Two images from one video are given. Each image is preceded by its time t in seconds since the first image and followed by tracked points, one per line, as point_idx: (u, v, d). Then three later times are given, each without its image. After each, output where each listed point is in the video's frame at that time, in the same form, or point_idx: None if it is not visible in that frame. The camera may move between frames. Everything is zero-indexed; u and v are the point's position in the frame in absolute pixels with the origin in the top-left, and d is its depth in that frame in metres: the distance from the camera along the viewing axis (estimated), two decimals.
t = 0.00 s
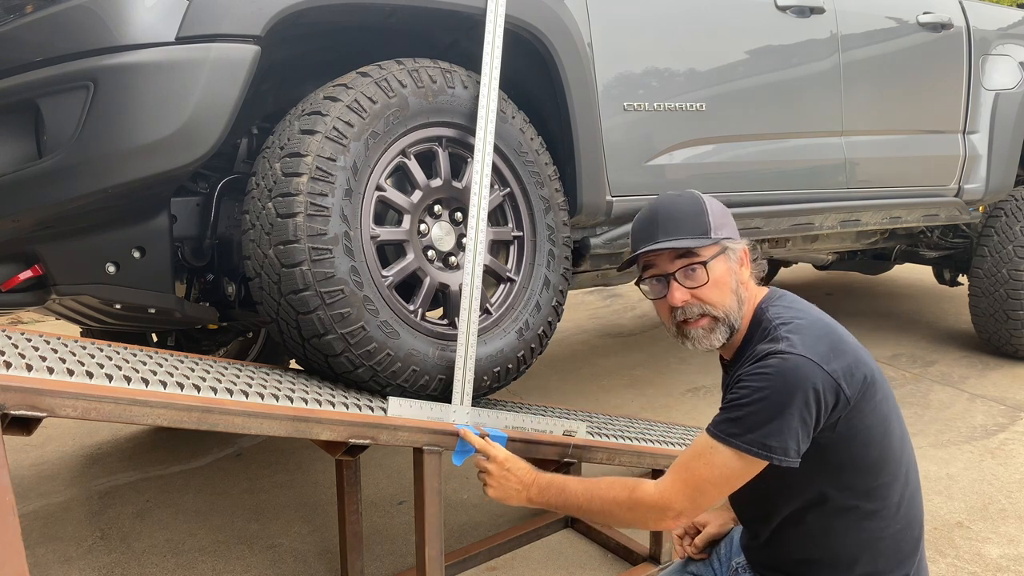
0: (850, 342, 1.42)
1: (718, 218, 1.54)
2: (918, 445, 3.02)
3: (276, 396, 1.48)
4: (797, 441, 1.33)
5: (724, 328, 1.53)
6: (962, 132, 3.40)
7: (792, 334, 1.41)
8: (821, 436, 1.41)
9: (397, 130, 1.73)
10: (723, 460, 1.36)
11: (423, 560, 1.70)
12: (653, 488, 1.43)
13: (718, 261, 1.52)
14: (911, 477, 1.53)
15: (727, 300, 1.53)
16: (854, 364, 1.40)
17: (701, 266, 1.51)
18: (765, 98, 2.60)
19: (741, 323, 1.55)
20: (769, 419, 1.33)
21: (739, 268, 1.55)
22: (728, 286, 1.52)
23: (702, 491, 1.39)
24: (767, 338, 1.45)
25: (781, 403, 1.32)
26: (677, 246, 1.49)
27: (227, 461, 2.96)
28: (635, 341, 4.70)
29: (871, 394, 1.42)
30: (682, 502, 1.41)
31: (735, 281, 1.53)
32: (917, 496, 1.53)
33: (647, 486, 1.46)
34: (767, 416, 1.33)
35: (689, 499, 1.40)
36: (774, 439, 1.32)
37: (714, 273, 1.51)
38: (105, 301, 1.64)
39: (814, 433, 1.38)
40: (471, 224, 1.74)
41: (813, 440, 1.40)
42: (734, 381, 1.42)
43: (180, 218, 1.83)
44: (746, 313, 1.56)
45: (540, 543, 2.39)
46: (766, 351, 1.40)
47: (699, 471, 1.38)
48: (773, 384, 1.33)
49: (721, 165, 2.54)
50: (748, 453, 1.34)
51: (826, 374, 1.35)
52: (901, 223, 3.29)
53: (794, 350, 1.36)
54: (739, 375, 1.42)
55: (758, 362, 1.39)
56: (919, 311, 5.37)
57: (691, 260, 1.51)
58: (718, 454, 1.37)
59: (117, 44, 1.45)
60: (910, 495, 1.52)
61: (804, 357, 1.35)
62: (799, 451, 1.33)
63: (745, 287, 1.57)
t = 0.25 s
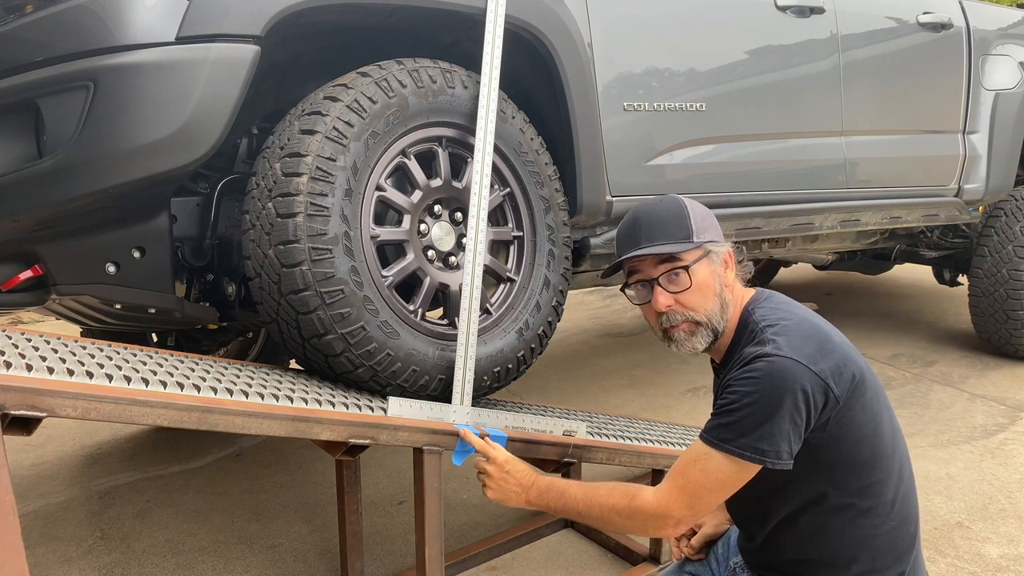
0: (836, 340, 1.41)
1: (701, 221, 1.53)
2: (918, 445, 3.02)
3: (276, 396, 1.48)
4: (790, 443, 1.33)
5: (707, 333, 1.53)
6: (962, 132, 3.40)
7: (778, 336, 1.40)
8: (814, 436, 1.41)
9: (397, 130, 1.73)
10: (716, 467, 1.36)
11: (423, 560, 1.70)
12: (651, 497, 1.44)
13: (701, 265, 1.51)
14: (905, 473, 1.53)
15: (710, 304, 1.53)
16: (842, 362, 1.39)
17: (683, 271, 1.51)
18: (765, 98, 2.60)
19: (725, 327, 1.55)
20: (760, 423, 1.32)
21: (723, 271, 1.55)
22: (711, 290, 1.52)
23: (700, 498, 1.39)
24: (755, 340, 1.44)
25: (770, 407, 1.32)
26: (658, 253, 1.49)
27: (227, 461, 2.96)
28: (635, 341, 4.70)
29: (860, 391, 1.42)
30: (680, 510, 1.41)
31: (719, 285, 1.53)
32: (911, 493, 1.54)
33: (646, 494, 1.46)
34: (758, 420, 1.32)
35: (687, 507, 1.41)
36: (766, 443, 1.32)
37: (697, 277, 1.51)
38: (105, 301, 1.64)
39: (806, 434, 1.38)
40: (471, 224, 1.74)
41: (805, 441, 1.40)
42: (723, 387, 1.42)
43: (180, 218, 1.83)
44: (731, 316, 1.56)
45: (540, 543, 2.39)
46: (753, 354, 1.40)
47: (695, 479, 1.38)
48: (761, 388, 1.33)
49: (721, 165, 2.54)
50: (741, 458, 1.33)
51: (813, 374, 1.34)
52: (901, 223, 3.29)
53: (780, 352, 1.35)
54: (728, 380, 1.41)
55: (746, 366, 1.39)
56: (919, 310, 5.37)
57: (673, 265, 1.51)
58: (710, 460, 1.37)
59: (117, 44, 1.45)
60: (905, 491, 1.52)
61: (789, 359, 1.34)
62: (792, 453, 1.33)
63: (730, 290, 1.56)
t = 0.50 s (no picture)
0: (837, 343, 1.41)
1: (699, 223, 1.53)
2: (918, 445, 3.02)
3: (276, 396, 1.48)
4: (790, 447, 1.33)
5: (706, 335, 1.53)
6: (962, 132, 3.40)
7: (779, 339, 1.40)
8: (815, 439, 1.40)
9: (397, 130, 1.73)
10: (717, 471, 1.36)
11: (423, 560, 1.70)
12: (651, 500, 1.44)
13: (700, 268, 1.51)
14: (905, 475, 1.53)
15: (709, 307, 1.53)
16: (842, 366, 1.39)
17: (682, 274, 1.50)
18: (765, 98, 2.60)
19: (725, 329, 1.55)
20: (760, 428, 1.32)
21: (722, 274, 1.54)
22: (710, 293, 1.52)
23: (701, 501, 1.39)
24: (756, 344, 1.44)
25: (770, 412, 1.31)
26: (657, 259, 1.48)
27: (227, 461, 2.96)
28: (635, 341, 4.70)
29: (860, 394, 1.42)
30: (680, 513, 1.41)
31: (719, 287, 1.53)
32: (911, 495, 1.54)
33: (646, 496, 1.46)
34: (758, 424, 1.32)
35: (688, 510, 1.41)
36: (766, 447, 1.32)
37: (697, 281, 1.51)
38: (105, 301, 1.64)
39: (806, 438, 1.38)
40: (471, 224, 1.74)
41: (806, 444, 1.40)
42: (724, 390, 1.42)
43: (180, 218, 1.83)
44: (732, 318, 1.56)
45: (540, 543, 2.39)
46: (753, 358, 1.39)
47: (696, 482, 1.39)
48: (762, 393, 1.32)
49: (721, 165, 2.54)
50: (741, 462, 1.33)
51: (813, 378, 1.34)
52: (901, 223, 3.29)
53: (782, 357, 1.35)
54: (728, 384, 1.41)
55: (746, 370, 1.38)
56: (919, 311, 5.38)
57: (671, 269, 1.51)
58: (710, 464, 1.37)
59: (117, 44, 1.45)
60: (906, 493, 1.52)
61: (789, 364, 1.34)
62: (792, 457, 1.33)
63: (730, 292, 1.56)
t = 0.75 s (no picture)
0: (842, 354, 1.38)
1: (676, 248, 1.44)
2: (918, 445, 3.02)
3: (276, 396, 1.48)
4: (787, 463, 1.33)
5: (664, 342, 1.56)
6: (962, 132, 3.40)
7: (779, 351, 1.38)
8: (815, 448, 1.40)
9: (397, 130, 1.73)
10: (718, 481, 1.37)
11: (423, 560, 1.70)
12: (652, 509, 1.44)
13: (664, 291, 1.47)
14: (906, 479, 1.52)
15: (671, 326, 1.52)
16: (846, 378, 1.37)
17: (644, 291, 1.49)
18: (765, 98, 2.60)
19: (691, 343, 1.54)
20: (757, 445, 1.32)
21: (693, 299, 1.46)
22: (672, 315, 1.49)
23: (702, 510, 1.39)
24: (757, 353, 1.42)
25: (767, 429, 1.31)
26: (614, 282, 1.50)
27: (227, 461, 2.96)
28: (635, 341, 4.70)
29: (863, 404, 1.40)
30: (682, 522, 1.41)
31: (686, 310, 1.48)
32: (911, 498, 1.53)
33: (647, 505, 1.46)
34: (755, 440, 1.32)
35: (689, 519, 1.41)
36: (764, 463, 1.32)
37: (660, 300, 1.49)
38: (105, 301, 1.64)
39: (806, 450, 1.38)
40: (471, 224, 1.74)
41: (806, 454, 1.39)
42: (723, 401, 1.41)
43: (180, 218, 1.83)
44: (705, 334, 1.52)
45: (540, 543, 2.39)
46: (754, 370, 1.38)
47: (697, 492, 1.39)
48: (760, 410, 1.32)
49: (721, 165, 2.54)
50: (739, 476, 1.34)
51: (813, 394, 1.32)
52: (901, 223, 3.29)
53: (781, 372, 1.33)
54: (728, 395, 1.40)
55: (746, 382, 1.37)
56: (919, 311, 5.38)
57: (636, 285, 1.50)
58: (711, 474, 1.37)
59: (117, 44, 1.45)
60: (905, 497, 1.52)
61: (789, 380, 1.32)
62: (789, 471, 1.33)
63: (706, 314, 1.49)
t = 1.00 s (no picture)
0: (844, 359, 1.37)
1: (694, 281, 1.38)
2: (918, 445, 3.02)
3: (276, 396, 1.48)
4: (787, 469, 1.33)
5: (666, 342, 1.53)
6: (962, 132, 3.40)
7: (780, 357, 1.37)
8: (816, 451, 1.40)
9: (397, 130, 1.73)
10: (719, 487, 1.37)
11: (423, 560, 1.70)
12: (654, 514, 1.44)
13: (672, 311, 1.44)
14: (905, 481, 1.52)
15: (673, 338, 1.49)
16: (847, 384, 1.36)
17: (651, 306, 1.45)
18: (765, 98, 2.60)
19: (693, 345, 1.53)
20: (757, 452, 1.32)
21: (700, 323, 1.43)
22: (676, 331, 1.47)
23: (705, 514, 1.40)
24: (759, 358, 1.42)
25: (768, 436, 1.31)
26: (622, 301, 1.47)
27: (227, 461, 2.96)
28: (635, 341, 4.70)
29: (865, 408, 1.39)
30: (684, 526, 1.42)
31: (692, 330, 1.45)
32: (909, 500, 1.53)
33: (649, 509, 1.46)
34: (756, 446, 1.32)
35: (691, 523, 1.42)
36: (764, 470, 1.32)
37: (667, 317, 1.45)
38: (105, 301, 1.64)
39: (806, 455, 1.38)
40: (471, 224, 1.74)
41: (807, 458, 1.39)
42: (724, 405, 1.41)
43: (180, 219, 1.83)
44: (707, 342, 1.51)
45: (540, 543, 2.39)
46: (755, 376, 1.37)
47: (698, 497, 1.39)
48: (760, 418, 1.31)
49: (722, 165, 2.54)
50: (740, 481, 1.34)
51: (814, 402, 1.32)
52: (901, 223, 3.29)
53: (781, 380, 1.33)
54: (729, 400, 1.40)
55: (747, 388, 1.37)
56: (919, 310, 5.38)
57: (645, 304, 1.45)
58: (712, 480, 1.37)
59: (117, 44, 1.45)
60: (904, 499, 1.52)
61: (789, 388, 1.32)
62: (790, 477, 1.33)
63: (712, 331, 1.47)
